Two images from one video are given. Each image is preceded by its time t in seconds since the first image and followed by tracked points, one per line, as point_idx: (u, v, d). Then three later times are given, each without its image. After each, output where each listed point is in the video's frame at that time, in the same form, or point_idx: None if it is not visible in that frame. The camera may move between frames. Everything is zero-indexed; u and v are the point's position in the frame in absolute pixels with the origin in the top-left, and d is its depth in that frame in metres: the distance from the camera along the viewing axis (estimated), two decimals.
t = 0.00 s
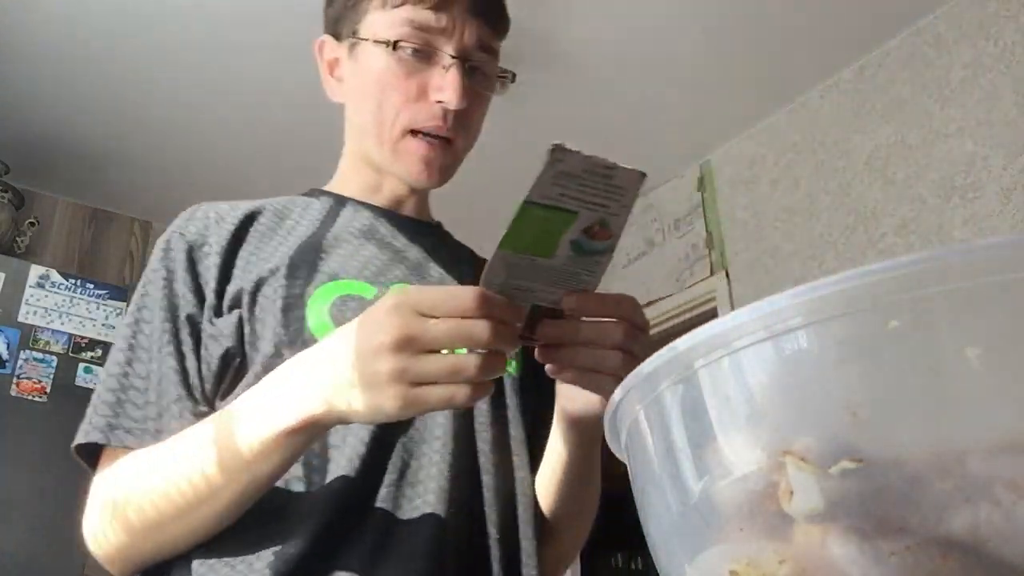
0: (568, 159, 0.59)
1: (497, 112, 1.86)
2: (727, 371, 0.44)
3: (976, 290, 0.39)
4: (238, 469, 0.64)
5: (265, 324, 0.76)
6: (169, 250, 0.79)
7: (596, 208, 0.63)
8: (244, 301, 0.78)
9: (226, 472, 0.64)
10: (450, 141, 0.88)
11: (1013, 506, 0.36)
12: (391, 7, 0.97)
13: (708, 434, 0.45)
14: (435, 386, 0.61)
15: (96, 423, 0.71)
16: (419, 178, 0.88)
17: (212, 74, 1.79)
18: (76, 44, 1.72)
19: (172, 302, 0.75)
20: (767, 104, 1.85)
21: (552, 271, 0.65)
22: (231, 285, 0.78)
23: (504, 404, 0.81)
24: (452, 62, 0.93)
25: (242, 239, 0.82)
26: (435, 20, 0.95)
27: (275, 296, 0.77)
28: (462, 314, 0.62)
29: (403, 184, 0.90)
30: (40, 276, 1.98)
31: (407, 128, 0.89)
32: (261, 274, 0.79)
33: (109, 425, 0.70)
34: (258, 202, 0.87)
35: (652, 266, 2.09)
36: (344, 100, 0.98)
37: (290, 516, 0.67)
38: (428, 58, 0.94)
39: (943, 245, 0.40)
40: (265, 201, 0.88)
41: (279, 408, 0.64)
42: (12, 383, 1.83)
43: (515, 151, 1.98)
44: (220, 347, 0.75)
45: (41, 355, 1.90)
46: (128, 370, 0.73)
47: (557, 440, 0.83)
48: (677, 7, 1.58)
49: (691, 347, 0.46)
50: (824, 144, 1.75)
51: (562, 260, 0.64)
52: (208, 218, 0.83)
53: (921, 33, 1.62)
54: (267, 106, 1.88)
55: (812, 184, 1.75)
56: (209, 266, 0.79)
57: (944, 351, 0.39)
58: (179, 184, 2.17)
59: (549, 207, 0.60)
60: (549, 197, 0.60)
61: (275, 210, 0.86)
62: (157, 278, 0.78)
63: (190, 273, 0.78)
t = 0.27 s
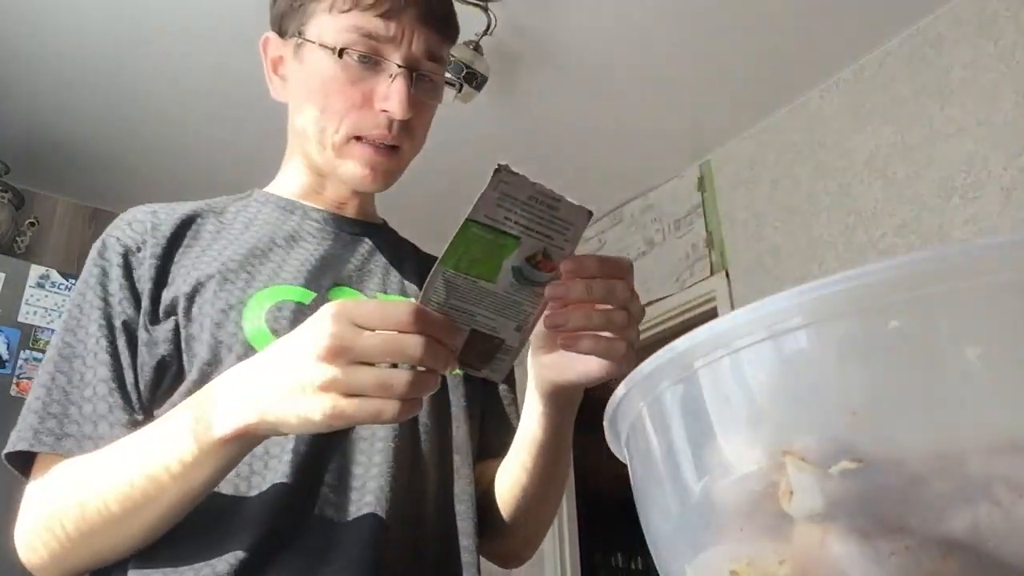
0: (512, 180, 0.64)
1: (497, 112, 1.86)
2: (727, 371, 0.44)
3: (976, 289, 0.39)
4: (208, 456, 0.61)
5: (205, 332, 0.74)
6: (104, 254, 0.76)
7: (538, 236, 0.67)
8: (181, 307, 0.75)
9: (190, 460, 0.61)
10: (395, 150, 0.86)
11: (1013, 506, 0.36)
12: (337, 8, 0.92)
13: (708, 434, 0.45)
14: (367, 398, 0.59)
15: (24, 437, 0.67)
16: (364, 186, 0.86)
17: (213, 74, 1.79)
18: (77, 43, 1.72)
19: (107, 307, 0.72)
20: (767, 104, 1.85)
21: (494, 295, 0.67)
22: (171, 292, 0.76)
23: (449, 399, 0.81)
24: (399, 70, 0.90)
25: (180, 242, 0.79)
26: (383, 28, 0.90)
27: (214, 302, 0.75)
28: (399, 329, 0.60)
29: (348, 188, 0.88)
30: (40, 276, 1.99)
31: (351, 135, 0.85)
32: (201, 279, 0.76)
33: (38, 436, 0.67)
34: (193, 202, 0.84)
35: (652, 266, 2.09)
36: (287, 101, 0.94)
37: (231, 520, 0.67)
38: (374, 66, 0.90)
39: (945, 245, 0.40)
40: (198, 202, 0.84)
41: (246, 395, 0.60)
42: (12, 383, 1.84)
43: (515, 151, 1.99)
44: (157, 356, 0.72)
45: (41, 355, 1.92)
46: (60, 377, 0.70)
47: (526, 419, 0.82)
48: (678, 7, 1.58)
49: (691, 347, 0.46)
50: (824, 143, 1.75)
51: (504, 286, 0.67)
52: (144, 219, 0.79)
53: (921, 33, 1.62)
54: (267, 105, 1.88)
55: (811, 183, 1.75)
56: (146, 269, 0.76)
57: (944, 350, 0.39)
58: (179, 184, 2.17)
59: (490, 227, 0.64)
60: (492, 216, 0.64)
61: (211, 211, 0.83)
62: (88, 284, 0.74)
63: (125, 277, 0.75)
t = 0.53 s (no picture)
0: (483, 184, 0.62)
1: (497, 112, 1.86)
2: (727, 371, 0.44)
3: (975, 289, 0.39)
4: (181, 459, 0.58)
5: (179, 336, 0.72)
6: (71, 258, 0.73)
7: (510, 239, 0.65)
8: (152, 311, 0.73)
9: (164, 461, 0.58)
10: (371, 148, 0.86)
11: (1013, 506, 0.35)
12: (312, 10, 0.90)
13: (708, 434, 0.45)
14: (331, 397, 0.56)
15: None
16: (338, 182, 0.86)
17: (213, 75, 1.79)
18: (77, 45, 1.72)
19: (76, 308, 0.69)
20: (766, 104, 1.85)
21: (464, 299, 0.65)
22: (141, 295, 0.73)
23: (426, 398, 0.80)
24: (374, 74, 0.89)
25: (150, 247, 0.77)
26: (359, 32, 0.89)
27: (188, 306, 0.73)
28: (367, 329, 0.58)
29: (323, 187, 0.88)
30: (40, 276, 2.03)
31: (327, 134, 0.85)
32: (173, 283, 0.74)
33: None
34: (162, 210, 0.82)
35: (652, 265, 2.09)
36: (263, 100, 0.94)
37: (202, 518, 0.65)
38: (349, 70, 0.88)
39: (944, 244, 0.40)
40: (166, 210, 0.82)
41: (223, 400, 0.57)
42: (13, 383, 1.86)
43: (514, 151, 1.99)
44: (128, 362, 0.70)
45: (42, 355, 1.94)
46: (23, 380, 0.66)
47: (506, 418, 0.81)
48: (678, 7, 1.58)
49: (692, 347, 0.46)
50: (824, 143, 1.75)
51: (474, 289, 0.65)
52: (113, 224, 0.77)
53: (921, 33, 1.62)
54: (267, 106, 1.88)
55: (811, 183, 1.75)
56: (116, 273, 0.73)
57: (945, 350, 0.39)
58: (179, 184, 2.17)
59: (460, 228, 0.62)
60: (462, 217, 0.62)
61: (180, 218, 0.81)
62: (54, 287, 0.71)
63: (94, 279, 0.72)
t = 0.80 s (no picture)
0: (479, 176, 0.63)
1: (496, 112, 1.86)
2: (727, 371, 0.44)
3: (975, 289, 0.39)
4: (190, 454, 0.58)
5: (174, 337, 0.72)
6: (66, 261, 0.73)
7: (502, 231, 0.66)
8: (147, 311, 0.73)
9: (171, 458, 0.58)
10: (362, 147, 0.84)
11: (1013, 506, 0.35)
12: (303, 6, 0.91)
13: (708, 433, 0.45)
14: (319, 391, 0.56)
15: None
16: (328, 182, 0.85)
17: (212, 75, 1.79)
18: (76, 45, 1.72)
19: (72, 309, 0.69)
20: (766, 104, 1.85)
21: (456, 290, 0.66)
22: (136, 296, 0.73)
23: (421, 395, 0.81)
24: (365, 68, 0.88)
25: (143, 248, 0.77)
26: (349, 25, 0.89)
27: (183, 307, 0.73)
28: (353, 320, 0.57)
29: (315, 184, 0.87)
30: (40, 276, 2.04)
31: (317, 131, 0.84)
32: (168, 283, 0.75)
33: None
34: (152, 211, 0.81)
35: (652, 265, 2.09)
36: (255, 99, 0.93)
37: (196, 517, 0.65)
38: (340, 63, 0.89)
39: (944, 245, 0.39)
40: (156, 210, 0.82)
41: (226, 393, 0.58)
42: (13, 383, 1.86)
43: (515, 151, 1.99)
44: (124, 363, 0.69)
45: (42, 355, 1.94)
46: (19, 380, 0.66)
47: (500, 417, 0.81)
48: (677, 7, 1.58)
49: (692, 346, 0.46)
50: (824, 143, 1.76)
51: (464, 279, 0.66)
52: (106, 226, 0.76)
53: (921, 33, 1.62)
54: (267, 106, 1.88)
55: (811, 183, 1.75)
56: (110, 275, 0.73)
57: (944, 349, 0.38)
58: (179, 184, 2.18)
59: (453, 218, 0.63)
60: (456, 207, 0.63)
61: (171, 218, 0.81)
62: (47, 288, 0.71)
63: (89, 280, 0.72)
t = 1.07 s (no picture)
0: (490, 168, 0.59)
1: (496, 112, 1.86)
2: (727, 371, 0.44)
3: (974, 289, 0.39)
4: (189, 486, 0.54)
5: (186, 334, 0.69)
6: (83, 256, 0.71)
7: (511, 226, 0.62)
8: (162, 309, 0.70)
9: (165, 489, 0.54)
10: (358, 112, 0.84)
11: (1013, 506, 0.35)
12: None
13: (709, 433, 0.45)
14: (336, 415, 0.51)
15: None
16: (328, 154, 0.82)
17: (212, 75, 1.79)
18: (76, 44, 1.72)
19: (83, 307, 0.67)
20: (766, 104, 1.85)
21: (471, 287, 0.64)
22: (152, 293, 0.71)
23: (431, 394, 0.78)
24: (352, 31, 0.90)
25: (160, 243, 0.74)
26: None
27: (198, 303, 0.70)
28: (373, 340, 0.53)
29: (323, 166, 0.83)
30: (40, 276, 2.04)
31: (309, 100, 0.84)
32: (182, 279, 0.72)
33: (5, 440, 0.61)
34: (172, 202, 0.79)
35: (652, 265, 2.09)
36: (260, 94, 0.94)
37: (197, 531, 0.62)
38: (330, 33, 0.90)
39: (943, 245, 0.39)
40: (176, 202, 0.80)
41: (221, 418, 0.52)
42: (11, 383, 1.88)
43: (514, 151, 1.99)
44: (137, 361, 0.67)
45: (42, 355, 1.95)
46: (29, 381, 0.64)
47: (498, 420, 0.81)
48: (677, 7, 1.58)
49: (691, 346, 0.46)
50: (823, 143, 1.75)
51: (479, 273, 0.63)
52: (122, 219, 0.74)
53: (921, 34, 1.62)
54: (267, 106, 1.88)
55: (811, 183, 1.75)
56: (125, 269, 0.71)
57: (944, 349, 0.39)
58: (178, 184, 2.18)
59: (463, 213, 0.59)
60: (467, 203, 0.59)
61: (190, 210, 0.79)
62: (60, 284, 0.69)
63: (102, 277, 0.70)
